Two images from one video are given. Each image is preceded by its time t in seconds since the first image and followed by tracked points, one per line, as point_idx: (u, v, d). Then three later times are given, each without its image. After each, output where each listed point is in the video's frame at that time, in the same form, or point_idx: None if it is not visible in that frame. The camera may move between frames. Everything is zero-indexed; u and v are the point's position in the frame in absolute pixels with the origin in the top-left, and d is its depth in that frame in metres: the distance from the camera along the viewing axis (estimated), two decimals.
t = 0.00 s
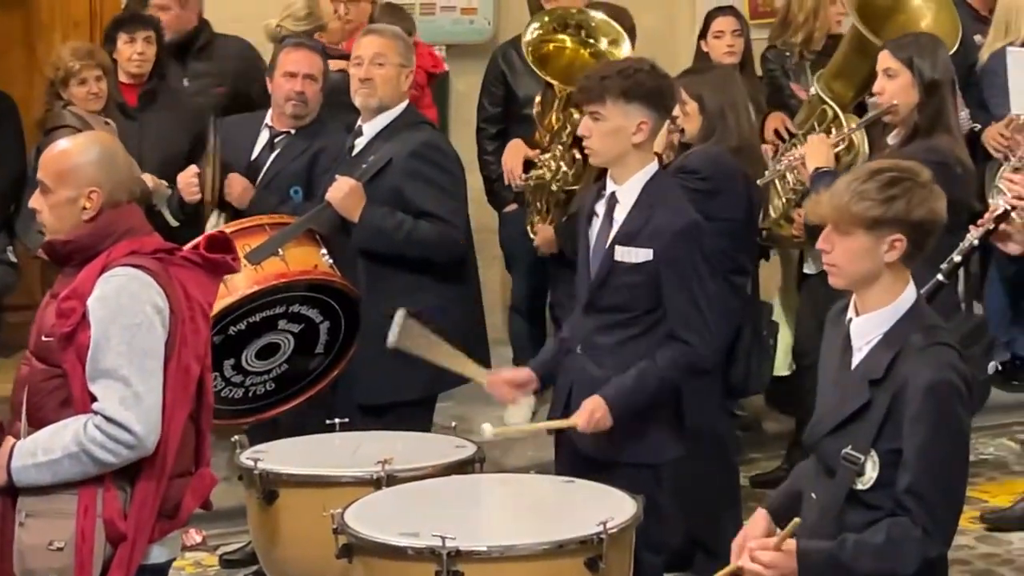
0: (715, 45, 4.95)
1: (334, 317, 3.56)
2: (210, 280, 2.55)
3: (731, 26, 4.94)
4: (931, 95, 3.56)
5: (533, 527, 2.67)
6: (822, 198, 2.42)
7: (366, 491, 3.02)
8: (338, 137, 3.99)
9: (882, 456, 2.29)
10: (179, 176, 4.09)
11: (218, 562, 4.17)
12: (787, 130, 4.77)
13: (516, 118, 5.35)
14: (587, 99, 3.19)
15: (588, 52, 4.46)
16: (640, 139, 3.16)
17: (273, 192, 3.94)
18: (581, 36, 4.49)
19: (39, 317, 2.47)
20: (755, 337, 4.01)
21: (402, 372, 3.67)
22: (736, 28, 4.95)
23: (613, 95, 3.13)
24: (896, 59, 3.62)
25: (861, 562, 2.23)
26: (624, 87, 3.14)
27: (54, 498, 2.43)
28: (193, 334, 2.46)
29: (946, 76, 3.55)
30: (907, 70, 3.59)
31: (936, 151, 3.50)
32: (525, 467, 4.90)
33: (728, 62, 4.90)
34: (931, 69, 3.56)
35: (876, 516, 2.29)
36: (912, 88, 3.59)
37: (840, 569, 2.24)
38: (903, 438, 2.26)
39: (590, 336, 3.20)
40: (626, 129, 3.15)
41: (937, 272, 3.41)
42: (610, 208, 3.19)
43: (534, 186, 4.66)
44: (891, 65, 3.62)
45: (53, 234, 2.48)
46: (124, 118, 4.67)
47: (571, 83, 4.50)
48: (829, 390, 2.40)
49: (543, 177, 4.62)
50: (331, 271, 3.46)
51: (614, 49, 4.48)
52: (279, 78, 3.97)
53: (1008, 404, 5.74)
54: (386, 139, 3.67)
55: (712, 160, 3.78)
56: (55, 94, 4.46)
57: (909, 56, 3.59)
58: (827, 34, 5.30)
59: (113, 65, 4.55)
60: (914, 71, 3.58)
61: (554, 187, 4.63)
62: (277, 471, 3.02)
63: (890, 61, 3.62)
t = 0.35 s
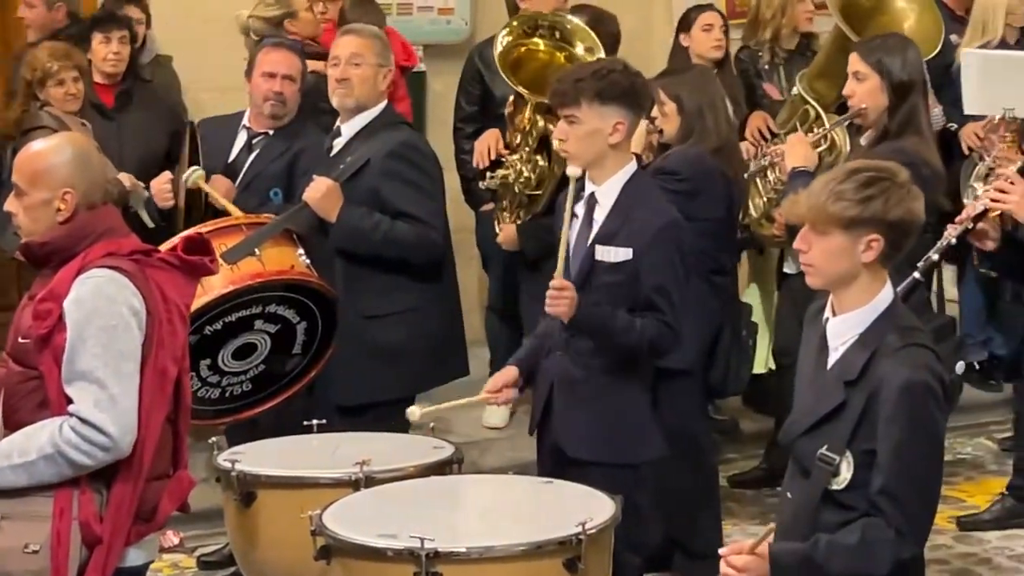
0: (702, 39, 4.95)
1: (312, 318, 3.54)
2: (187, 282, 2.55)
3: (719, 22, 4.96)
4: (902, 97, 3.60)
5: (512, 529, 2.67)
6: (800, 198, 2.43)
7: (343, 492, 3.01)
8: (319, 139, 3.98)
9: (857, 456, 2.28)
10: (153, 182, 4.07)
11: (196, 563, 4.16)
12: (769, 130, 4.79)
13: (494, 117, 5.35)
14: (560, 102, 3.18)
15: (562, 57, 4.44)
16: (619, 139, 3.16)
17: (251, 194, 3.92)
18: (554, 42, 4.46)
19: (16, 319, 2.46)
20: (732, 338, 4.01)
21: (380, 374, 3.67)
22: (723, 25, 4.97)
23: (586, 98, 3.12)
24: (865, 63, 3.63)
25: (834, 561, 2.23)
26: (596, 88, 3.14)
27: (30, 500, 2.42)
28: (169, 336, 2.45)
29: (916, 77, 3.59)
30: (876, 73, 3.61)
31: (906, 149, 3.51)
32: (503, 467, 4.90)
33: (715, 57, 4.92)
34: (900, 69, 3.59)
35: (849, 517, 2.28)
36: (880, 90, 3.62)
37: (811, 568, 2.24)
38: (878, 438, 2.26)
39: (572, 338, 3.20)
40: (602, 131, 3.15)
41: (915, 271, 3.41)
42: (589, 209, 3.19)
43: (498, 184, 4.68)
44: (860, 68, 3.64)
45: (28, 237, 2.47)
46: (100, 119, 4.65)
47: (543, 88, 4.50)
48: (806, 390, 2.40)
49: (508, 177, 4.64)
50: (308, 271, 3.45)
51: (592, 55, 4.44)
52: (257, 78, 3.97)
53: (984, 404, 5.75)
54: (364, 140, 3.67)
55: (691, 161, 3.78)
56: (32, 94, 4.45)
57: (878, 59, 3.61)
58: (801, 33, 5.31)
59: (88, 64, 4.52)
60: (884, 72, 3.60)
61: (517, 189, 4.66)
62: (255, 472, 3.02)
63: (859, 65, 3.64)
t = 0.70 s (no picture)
0: (671, 40, 4.93)
1: (287, 319, 3.54)
2: (161, 284, 2.54)
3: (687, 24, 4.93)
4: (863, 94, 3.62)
5: (488, 530, 2.66)
6: (771, 199, 2.42)
7: (318, 494, 3.01)
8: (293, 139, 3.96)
9: (832, 456, 2.28)
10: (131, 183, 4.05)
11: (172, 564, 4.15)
12: (743, 129, 4.80)
13: (468, 117, 5.35)
14: (533, 102, 3.19)
15: (530, 58, 4.50)
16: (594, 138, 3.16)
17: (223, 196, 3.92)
18: (521, 43, 4.53)
19: None
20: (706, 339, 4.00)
21: (357, 375, 3.66)
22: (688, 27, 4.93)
23: (558, 96, 3.14)
24: (823, 63, 3.68)
25: (812, 559, 2.23)
26: (570, 86, 3.15)
27: (4, 503, 2.41)
28: (143, 338, 2.45)
29: (875, 76, 3.62)
30: (833, 73, 3.65)
31: (860, 148, 3.55)
32: (480, 467, 4.89)
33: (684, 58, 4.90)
34: (855, 69, 3.62)
35: (826, 516, 2.28)
36: (838, 90, 3.66)
37: (790, 564, 2.25)
38: (854, 438, 2.26)
39: (550, 338, 3.20)
40: (575, 130, 3.14)
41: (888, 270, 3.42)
42: (565, 209, 3.18)
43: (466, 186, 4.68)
44: (819, 69, 3.69)
45: (6, 242, 2.44)
46: (72, 120, 4.64)
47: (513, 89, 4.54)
48: (781, 390, 2.40)
49: (475, 179, 4.65)
50: (283, 273, 3.44)
51: (558, 56, 4.53)
52: (231, 78, 3.96)
53: (958, 402, 5.75)
54: (337, 141, 3.66)
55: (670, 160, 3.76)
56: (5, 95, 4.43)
57: (848, 58, 3.62)
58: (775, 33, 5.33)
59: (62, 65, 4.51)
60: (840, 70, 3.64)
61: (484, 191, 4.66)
62: (229, 474, 3.01)
63: (820, 66, 3.68)
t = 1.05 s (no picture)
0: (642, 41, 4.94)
1: (259, 320, 3.53)
2: (133, 286, 2.53)
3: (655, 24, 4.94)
4: (810, 92, 3.61)
5: (463, 530, 2.66)
6: (742, 196, 2.42)
7: (292, 495, 3.00)
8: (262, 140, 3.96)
9: (808, 455, 2.29)
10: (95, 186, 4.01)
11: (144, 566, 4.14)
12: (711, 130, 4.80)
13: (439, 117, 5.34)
14: (511, 104, 3.16)
15: (502, 57, 4.51)
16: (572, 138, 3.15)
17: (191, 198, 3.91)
18: (491, 42, 4.54)
19: None
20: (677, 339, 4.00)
21: (330, 376, 3.66)
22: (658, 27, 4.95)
23: (538, 99, 3.12)
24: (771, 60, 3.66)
25: (785, 561, 2.24)
26: (550, 88, 3.13)
27: None
28: (115, 340, 2.44)
29: (819, 74, 3.59)
30: (778, 69, 3.63)
31: (833, 147, 3.55)
32: (451, 467, 4.89)
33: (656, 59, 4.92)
34: (797, 64, 3.59)
35: (801, 516, 2.29)
36: (784, 88, 3.64)
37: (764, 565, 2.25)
38: (829, 437, 2.27)
39: (525, 338, 3.20)
40: (554, 132, 3.13)
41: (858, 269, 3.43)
42: (542, 209, 3.18)
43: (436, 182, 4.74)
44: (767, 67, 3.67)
45: None
46: (41, 121, 4.62)
47: (485, 90, 4.58)
48: (755, 389, 2.39)
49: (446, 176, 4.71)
50: (254, 274, 3.44)
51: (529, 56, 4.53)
52: (200, 78, 3.96)
53: (928, 402, 5.76)
54: (308, 142, 3.65)
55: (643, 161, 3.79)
56: None
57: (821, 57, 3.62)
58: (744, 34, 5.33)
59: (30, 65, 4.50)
60: (784, 68, 3.62)
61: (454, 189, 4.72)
62: (202, 476, 3.00)
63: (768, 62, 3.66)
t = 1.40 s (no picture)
0: (609, 41, 4.95)
1: (226, 321, 3.52)
2: (103, 288, 2.52)
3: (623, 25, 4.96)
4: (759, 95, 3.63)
5: (432, 531, 2.66)
6: (710, 194, 2.44)
7: (260, 497, 3.00)
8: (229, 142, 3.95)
9: (775, 455, 2.29)
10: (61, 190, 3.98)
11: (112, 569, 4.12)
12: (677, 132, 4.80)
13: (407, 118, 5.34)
14: (482, 104, 3.17)
15: (461, 51, 4.54)
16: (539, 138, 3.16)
17: (157, 202, 3.90)
18: (449, 38, 4.56)
19: None
20: (647, 340, 4.00)
21: (297, 377, 3.66)
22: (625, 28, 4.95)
23: (509, 98, 3.13)
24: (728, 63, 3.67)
25: (754, 563, 2.23)
26: (521, 87, 3.14)
27: None
28: (83, 342, 2.43)
29: (764, 75, 3.60)
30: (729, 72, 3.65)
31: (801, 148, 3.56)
32: (421, 468, 4.89)
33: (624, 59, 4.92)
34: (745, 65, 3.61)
35: (770, 516, 2.29)
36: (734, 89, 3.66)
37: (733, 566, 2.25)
38: (796, 437, 2.27)
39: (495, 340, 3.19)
40: (526, 131, 3.15)
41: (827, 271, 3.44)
42: (514, 209, 3.19)
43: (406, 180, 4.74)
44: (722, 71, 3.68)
45: None
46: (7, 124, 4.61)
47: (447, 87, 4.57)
48: (723, 390, 2.40)
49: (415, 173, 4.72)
50: (221, 275, 3.43)
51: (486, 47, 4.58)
52: (161, 82, 3.95)
53: (895, 401, 5.78)
54: (274, 142, 3.64)
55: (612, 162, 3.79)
56: None
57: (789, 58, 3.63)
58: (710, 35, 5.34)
59: None
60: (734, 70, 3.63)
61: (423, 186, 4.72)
62: (170, 477, 2.99)
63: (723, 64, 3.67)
